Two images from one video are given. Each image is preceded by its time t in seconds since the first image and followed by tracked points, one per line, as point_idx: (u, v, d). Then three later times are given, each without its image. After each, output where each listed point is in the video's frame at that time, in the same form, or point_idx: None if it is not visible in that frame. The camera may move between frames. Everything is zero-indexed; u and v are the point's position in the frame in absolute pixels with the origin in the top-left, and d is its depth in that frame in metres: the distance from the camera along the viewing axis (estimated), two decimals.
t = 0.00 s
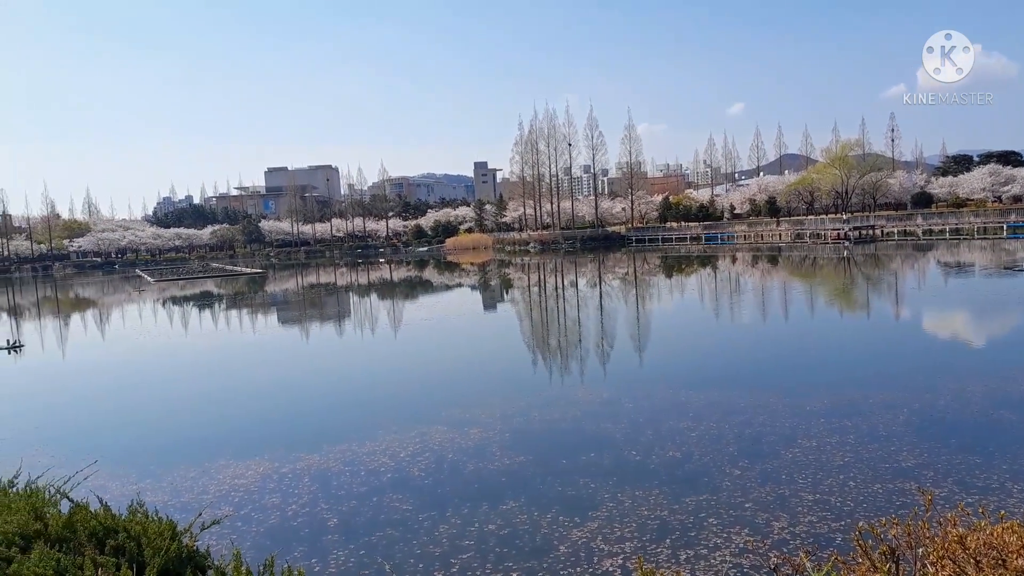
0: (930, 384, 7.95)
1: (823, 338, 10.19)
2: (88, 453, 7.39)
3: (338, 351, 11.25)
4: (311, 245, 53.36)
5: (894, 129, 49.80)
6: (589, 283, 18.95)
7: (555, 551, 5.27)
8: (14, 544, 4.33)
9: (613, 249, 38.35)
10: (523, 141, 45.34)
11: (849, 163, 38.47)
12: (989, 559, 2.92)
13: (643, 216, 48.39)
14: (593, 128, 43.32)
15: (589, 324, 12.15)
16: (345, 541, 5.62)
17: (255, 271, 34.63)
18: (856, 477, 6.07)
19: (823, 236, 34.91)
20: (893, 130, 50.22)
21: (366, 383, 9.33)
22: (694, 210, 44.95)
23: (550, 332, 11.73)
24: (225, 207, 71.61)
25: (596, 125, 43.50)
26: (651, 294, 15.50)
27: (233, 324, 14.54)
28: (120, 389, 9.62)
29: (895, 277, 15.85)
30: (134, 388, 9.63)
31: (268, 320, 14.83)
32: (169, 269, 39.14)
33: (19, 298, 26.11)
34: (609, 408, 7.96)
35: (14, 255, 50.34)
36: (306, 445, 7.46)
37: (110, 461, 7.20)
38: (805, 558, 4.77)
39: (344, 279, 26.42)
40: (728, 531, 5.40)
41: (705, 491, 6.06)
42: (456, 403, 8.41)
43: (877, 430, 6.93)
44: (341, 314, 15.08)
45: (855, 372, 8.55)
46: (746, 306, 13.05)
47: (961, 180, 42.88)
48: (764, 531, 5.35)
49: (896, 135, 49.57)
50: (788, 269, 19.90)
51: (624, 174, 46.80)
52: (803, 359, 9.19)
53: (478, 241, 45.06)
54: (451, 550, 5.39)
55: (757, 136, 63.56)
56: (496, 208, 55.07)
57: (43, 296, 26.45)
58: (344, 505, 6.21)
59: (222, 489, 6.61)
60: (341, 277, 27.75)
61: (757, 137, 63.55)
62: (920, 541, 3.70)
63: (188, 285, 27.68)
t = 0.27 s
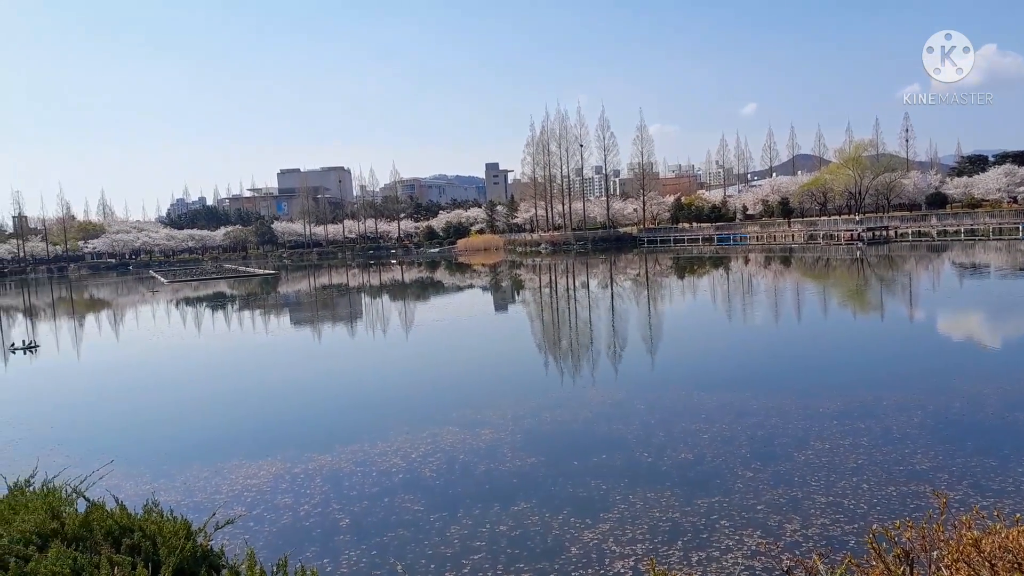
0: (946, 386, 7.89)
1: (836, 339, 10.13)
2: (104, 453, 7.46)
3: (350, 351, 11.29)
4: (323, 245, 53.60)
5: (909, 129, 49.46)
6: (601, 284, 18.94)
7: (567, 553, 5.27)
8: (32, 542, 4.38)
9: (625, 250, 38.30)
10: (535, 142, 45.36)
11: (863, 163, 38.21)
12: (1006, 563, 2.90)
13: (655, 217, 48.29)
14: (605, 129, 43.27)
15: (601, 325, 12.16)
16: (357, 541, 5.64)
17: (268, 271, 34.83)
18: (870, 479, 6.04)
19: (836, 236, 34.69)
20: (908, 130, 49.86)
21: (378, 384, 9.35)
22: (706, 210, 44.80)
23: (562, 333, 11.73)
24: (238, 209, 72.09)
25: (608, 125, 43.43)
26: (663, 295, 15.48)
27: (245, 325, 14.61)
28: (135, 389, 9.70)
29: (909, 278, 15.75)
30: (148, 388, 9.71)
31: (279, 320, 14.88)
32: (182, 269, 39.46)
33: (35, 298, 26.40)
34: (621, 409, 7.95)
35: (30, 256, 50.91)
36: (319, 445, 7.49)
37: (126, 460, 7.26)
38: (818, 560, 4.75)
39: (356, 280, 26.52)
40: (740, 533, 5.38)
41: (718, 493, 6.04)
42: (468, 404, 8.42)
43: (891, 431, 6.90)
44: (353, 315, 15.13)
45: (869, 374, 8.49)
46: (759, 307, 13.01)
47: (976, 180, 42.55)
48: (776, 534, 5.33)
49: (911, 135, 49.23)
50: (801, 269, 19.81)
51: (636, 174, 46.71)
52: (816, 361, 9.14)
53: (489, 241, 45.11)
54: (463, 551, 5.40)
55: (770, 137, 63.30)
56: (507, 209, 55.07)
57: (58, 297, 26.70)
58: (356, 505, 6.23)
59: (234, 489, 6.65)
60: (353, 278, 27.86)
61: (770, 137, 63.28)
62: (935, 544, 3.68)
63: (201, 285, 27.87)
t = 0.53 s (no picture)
0: (956, 387, 7.84)
1: (845, 339, 10.08)
2: (114, 450, 7.50)
3: (357, 350, 11.30)
4: (332, 245, 53.73)
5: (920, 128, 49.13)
6: (609, 283, 18.91)
7: (575, 552, 5.26)
8: (44, 539, 4.40)
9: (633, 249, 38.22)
10: (544, 141, 45.33)
11: (873, 162, 38.00)
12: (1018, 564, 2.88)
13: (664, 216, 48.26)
14: (614, 128, 43.17)
15: (609, 324, 12.13)
16: (366, 539, 5.66)
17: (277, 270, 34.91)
18: (880, 480, 6.01)
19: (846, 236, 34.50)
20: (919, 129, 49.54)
21: (386, 383, 9.34)
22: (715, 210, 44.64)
23: (569, 332, 11.70)
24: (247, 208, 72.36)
25: (617, 124, 43.31)
26: (671, 294, 15.43)
27: (253, 324, 14.64)
28: (145, 387, 9.72)
29: (919, 277, 15.68)
30: (157, 386, 9.74)
31: (288, 319, 14.90)
32: (192, 268, 39.63)
33: (46, 297, 26.56)
34: (628, 409, 7.93)
35: (41, 255, 51.27)
36: (327, 444, 7.50)
37: (137, 458, 7.29)
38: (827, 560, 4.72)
39: (364, 279, 26.53)
40: (749, 534, 5.36)
41: (726, 492, 6.03)
42: (475, 403, 8.41)
43: (900, 432, 6.86)
44: (361, 314, 15.13)
45: (877, 374, 8.45)
46: (768, 306, 12.96)
47: (988, 179, 42.25)
48: (785, 534, 5.31)
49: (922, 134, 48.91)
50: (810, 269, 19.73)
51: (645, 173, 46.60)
52: (825, 361, 9.10)
53: (498, 240, 45.12)
54: (471, 550, 5.40)
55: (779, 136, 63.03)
56: (516, 208, 55.02)
57: (68, 295, 26.85)
58: (364, 503, 6.24)
59: (243, 486, 6.67)
60: (362, 277, 27.89)
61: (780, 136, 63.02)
62: (946, 543, 3.65)
63: (209, 284, 27.98)
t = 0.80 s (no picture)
0: (977, 388, 7.75)
1: (863, 340, 10.00)
2: (133, 451, 7.57)
3: (373, 352, 11.34)
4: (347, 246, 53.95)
5: (938, 127, 48.68)
6: (624, 284, 18.86)
7: (590, 554, 5.25)
8: (65, 538, 4.45)
9: (648, 250, 38.13)
10: (557, 142, 45.32)
11: (890, 162, 37.67)
12: None
13: (679, 217, 48.11)
14: (629, 128, 43.06)
15: (624, 325, 12.12)
16: (381, 539, 5.67)
17: (292, 272, 35.09)
18: (898, 482, 5.96)
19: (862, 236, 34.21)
20: (937, 128, 49.05)
21: (402, 384, 9.36)
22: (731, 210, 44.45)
23: (584, 333, 11.69)
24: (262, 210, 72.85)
25: (632, 125, 43.21)
26: (686, 295, 15.37)
27: (270, 325, 14.74)
28: (164, 388, 9.82)
29: (938, 278, 15.53)
30: (176, 387, 9.83)
31: (304, 321, 14.97)
32: (208, 270, 39.97)
33: (66, 298, 26.93)
34: (644, 411, 7.91)
35: (60, 257, 51.91)
36: (344, 444, 7.54)
37: (156, 458, 7.36)
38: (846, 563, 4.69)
39: (379, 280, 26.62)
40: (766, 536, 5.33)
41: (742, 494, 6.00)
42: (490, 404, 8.43)
43: (919, 434, 6.80)
44: (376, 315, 15.18)
45: (896, 375, 8.38)
46: (784, 308, 12.89)
47: (1007, 179, 41.75)
48: (802, 536, 5.28)
49: (940, 133, 48.43)
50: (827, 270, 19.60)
51: (660, 174, 46.45)
52: (842, 362, 9.03)
53: (512, 242, 45.17)
54: (486, 551, 5.40)
55: (795, 136, 62.63)
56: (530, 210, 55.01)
57: (88, 297, 27.21)
58: (380, 504, 6.26)
59: (259, 487, 6.71)
60: (377, 278, 27.98)
61: (795, 136, 62.62)
62: (967, 548, 3.61)
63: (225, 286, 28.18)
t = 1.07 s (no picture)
0: (1002, 390, 7.63)
1: (883, 341, 9.91)
2: (155, 451, 7.64)
3: (391, 353, 11.37)
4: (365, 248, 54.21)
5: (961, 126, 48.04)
6: (641, 285, 18.81)
7: (608, 555, 5.24)
8: (89, 538, 4.50)
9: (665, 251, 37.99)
10: (574, 143, 45.30)
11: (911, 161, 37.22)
12: None
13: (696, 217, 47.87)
14: (646, 129, 42.93)
15: (642, 326, 12.07)
16: (399, 540, 5.69)
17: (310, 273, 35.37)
18: (920, 485, 5.88)
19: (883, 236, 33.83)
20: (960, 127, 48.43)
21: (420, 385, 9.39)
22: (749, 210, 44.16)
23: (602, 334, 11.66)
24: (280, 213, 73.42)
25: (650, 125, 43.06)
26: (705, 296, 15.30)
27: (290, 326, 14.85)
28: (186, 388, 9.91)
29: (961, 278, 15.34)
30: (196, 387, 9.93)
31: (323, 322, 15.06)
32: (228, 272, 40.37)
33: (88, 300, 27.30)
34: (662, 412, 7.88)
35: (82, 259, 52.64)
36: (362, 444, 7.58)
37: (178, 458, 7.44)
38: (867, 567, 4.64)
39: (396, 281, 26.74)
40: (786, 538, 5.29)
41: (761, 496, 5.96)
42: (508, 405, 8.43)
43: (942, 436, 6.72)
44: (393, 317, 15.24)
45: (918, 376, 8.30)
46: (804, 308, 12.78)
47: None
48: (822, 538, 5.23)
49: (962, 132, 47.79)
50: (847, 270, 19.42)
51: (678, 174, 46.25)
52: (863, 364, 8.95)
53: (529, 243, 45.22)
54: (504, 552, 5.40)
55: (814, 135, 62.09)
56: (547, 211, 54.96)
57: (110, 298, 27.56)
58: (398, 505, 6.28)
59: (279, 487, 6.75)
60: (395, 279, 28.09)
61: (815, 136, 62.07)
62: (991, 552, 3.55)
63: (244, 287, 28.42)
